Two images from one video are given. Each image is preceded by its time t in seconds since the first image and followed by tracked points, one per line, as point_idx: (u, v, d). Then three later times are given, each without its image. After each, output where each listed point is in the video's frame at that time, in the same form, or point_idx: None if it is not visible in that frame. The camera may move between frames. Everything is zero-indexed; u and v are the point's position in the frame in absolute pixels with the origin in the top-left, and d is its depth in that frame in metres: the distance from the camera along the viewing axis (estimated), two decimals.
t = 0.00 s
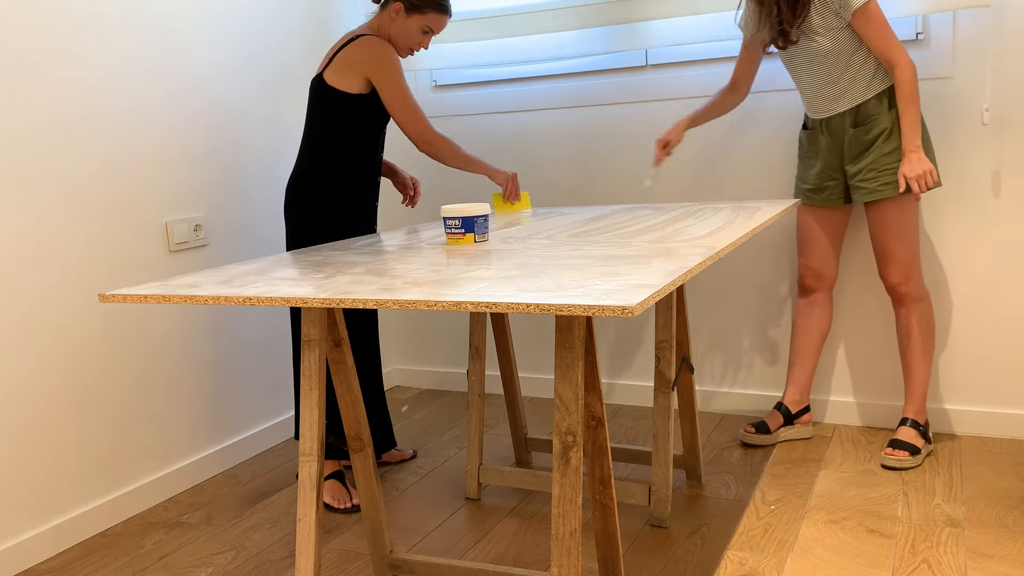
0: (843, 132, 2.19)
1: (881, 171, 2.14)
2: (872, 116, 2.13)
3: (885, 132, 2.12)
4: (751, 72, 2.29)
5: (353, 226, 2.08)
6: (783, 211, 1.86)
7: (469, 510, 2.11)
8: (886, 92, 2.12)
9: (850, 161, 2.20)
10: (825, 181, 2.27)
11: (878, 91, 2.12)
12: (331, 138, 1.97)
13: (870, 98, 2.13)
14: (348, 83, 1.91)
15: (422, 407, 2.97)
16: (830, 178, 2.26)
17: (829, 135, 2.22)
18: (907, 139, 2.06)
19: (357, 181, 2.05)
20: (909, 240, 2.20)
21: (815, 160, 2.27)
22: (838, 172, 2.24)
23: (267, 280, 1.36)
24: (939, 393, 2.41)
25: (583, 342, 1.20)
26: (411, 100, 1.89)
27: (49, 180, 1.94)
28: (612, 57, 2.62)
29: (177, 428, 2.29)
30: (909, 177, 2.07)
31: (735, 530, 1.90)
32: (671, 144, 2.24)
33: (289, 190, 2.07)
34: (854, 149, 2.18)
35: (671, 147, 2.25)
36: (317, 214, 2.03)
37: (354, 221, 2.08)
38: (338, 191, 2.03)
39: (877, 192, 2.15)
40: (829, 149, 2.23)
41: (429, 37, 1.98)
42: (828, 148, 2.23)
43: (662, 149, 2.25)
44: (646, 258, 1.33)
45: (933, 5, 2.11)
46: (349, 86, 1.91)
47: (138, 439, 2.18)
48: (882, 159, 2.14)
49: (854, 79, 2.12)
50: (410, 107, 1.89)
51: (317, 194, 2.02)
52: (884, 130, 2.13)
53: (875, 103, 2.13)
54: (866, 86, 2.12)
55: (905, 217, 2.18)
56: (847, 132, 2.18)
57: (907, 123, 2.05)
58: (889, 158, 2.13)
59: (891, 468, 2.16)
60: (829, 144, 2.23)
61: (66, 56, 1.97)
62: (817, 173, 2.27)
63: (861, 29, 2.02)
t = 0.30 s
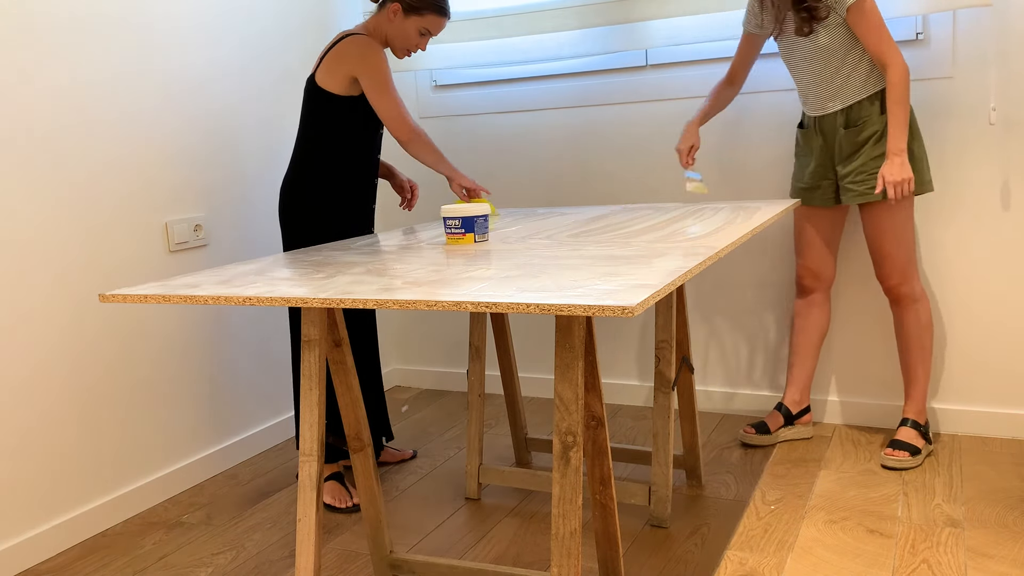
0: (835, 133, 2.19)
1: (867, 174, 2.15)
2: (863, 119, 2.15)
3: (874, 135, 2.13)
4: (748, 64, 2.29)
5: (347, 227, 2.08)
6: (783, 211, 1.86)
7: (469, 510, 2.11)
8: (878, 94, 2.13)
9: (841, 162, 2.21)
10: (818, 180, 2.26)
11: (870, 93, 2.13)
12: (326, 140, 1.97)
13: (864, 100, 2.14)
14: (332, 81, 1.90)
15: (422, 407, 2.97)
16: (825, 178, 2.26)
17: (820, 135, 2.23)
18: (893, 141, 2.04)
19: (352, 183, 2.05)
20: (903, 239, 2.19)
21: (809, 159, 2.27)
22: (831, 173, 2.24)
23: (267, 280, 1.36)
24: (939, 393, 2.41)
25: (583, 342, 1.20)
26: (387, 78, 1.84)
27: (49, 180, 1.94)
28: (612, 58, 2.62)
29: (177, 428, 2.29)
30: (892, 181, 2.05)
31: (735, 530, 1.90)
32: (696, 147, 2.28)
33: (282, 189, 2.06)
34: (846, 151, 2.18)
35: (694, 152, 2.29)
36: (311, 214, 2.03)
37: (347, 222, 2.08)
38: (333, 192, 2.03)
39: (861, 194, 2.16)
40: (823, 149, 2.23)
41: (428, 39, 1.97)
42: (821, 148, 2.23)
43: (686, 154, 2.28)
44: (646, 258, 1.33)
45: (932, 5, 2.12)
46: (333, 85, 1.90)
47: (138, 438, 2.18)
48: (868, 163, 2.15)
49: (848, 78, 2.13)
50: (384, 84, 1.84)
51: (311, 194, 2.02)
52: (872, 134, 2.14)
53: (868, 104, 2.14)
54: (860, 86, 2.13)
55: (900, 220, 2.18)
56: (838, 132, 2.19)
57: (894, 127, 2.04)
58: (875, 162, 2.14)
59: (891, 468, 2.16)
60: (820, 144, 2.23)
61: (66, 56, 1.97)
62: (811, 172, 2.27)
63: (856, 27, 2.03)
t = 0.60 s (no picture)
0: (803, 132, 2.19)
1: (846, 163, 2.15)
2: (829, 114, 2.14)
3: (841, 126, 2.14)
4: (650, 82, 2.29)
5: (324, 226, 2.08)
6: (782, 211, 1.86)
7: (469, 510, 2.11)
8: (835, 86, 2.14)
9: (814, 159, 2.21)
10: (794, 183, 2.27)
11: (828, 86, 2.13)
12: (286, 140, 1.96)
13: (824, 96, 2.14)
14: (271, 80, 1.88)
15: (422, 407, 2.97)
16: (798, 180, 2.26)
17: (786, 139, 2.23)
18: (865, 124, 2.07)
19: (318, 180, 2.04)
20: (878, 227, 2.21)
21: (778, 164, 2.28)
22: (805, 173, 2.25)
23: (268, 280, 1.36)
24: (939, 394, 2.41)
25: (584, 342, 1.20)
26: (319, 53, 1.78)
27: (48, 180, 1.94)
28: (612, 58, 2.62)
29: (176, 428, 2.29)
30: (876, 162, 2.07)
31: (735, 530, 1.90)
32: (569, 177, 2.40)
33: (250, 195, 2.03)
34: (818, 147, 2.18)
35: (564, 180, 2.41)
36: (289, 216, 2.02)
37: (325, 220, 2.08)
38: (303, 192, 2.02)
39: (846, 186, 2.16)
40: (793, 150, 2.23)
41: (379, 18, 1.90)
42: (791, 151, 2.23)
43: (562, 180, 2.41)
44: (645, 258, 1.33)
45: (932, 5, 2.12)
46: (274, 84, 1.89)
47: (137, 438, 2.18)
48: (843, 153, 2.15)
49: (802, 81, 2.14)
50: (315, 60, 1.77)
51: (286, 197, 2.01)
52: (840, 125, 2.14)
53: (827, 99, 2.14)
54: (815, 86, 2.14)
55: (875, 209, 2.20)
56: (804, 131, 2.19)
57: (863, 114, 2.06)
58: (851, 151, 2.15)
59: (891, 468, 2.16)
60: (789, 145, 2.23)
61: (66, 57, 1.97)
62: (784, 178, 2.27)
63: (798, 31, 2.04)
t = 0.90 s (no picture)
0: (801, 128, 2.19)
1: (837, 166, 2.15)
2: (829, 112, 2.14)
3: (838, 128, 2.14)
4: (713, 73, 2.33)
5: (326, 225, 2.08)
6: (781, 211, 1.86)
7: (469, 510, 2.11)
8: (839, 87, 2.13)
9: (809, 157, 2.20)
10: (785, 179, 2.24)
11: (833, 86, 2.13)
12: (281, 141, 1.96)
13: (825, 95, 2.14)
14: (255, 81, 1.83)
15: (422, 407, 2.97)
16: (791, 176, 2.24)
17: (784, 133, 2.22)
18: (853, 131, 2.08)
19: (316, 177, 2.04)
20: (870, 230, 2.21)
21: (775, 160, 2.26)
22: (799, 170, 2.23)
23: (268, 279, 1.36)
24: (939, 394, 2.41)
25: (584, 342, 1.20)
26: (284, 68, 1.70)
27: (48, 180, 1.94)
28: (612, 58, 2.62)
29: (176, 428, 2.29)
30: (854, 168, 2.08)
31: (735, 530, 1.90)
32: (672, 169, 2.25)
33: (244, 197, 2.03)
34: (815, 145, 2.18)
35: (670, 171, 2.27)
36: (290, 216, 2.02)
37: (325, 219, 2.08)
38: (303, 192, 2.03)
39: (831, 187, 2.15)
40: (789, 146, 2.22)
41: (368, 8, 1.83)
42: (788, 146, 2.22)
43: (665, 174, 2.26)
44: (645, 258, 1.34)
45: (932, 5, 2.12)
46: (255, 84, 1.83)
47: (137, 438, 2.18)
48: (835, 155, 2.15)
49: (808, 75, 2.14)
50: (286, 65, 1.70)
51: (286, 197, 2.01)
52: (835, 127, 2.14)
53: (829, 98, 2.14)
54: (818, 83, 2.14)
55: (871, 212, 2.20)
56: (801, 127, 2.19)
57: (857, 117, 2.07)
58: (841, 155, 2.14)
59: (891, 468, 2.16)
60: (785, 139, 2.22)
61: (66, 57, 1.97)
62: (778, 173, 2.25)
63: (812, 23, 2.06)
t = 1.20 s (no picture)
0: (888, 124, 2.09)
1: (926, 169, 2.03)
2: (921, 110, 2.02)
3: (935, 128, 2.01)
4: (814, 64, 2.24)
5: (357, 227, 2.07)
6: (781, 211, 1.86)
7: (469, 510, 2.11)
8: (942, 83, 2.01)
9: (894, 157, 2.10)
10: (869, 177, 2.17)
11: (936, 81, 2.01)
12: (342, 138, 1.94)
13: (920, 90, 2.02)
14: (345, 79, 1.86)
15: (422, 407, 2.97)
16: (873, 174, 2.16)
17: (874, 128, 2.13)
18: (966, 134, 1.92)
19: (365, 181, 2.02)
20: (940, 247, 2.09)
21: (859, 155, 2.19)
22: (882, 170, 2.15)
23: (268, 279, 1.36)
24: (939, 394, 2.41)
25: (583, 342, 1.20)
26: (398, 88, 1.76)
27: (48, 180, 1.94)
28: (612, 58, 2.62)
29: (176, 429, 2.29)
30: (966, 176, 1.92)
31: (735, 530, 1.89)
32: (756, 166, 2.20)
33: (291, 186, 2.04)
34: (898, 145, 2.08)
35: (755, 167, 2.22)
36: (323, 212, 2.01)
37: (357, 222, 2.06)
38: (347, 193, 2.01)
39: (921, 191, 2.04)
40: (875, 142, 2.14)
41: (459, 33, 1.91)
42: (873, 142, 2.14)
43: (747, 171, 2.21)
44: (645, 258, 1.34)
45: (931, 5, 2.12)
46: (348, 87, 1.87)
47: (137, 439, 2.18)
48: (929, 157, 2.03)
49: (909, 64, 2.03)
50: (396, 89, 1.76)
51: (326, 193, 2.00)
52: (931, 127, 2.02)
53: (926, 94, 2.01)
54: (919, 75, 2.02)
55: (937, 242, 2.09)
56: (893, 125, 2.08)
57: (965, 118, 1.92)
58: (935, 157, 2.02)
59: (882, 474, 2.13)
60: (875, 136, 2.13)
61: (66, 57, 1.97)
62: (860, 169, 2.18)
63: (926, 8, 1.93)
